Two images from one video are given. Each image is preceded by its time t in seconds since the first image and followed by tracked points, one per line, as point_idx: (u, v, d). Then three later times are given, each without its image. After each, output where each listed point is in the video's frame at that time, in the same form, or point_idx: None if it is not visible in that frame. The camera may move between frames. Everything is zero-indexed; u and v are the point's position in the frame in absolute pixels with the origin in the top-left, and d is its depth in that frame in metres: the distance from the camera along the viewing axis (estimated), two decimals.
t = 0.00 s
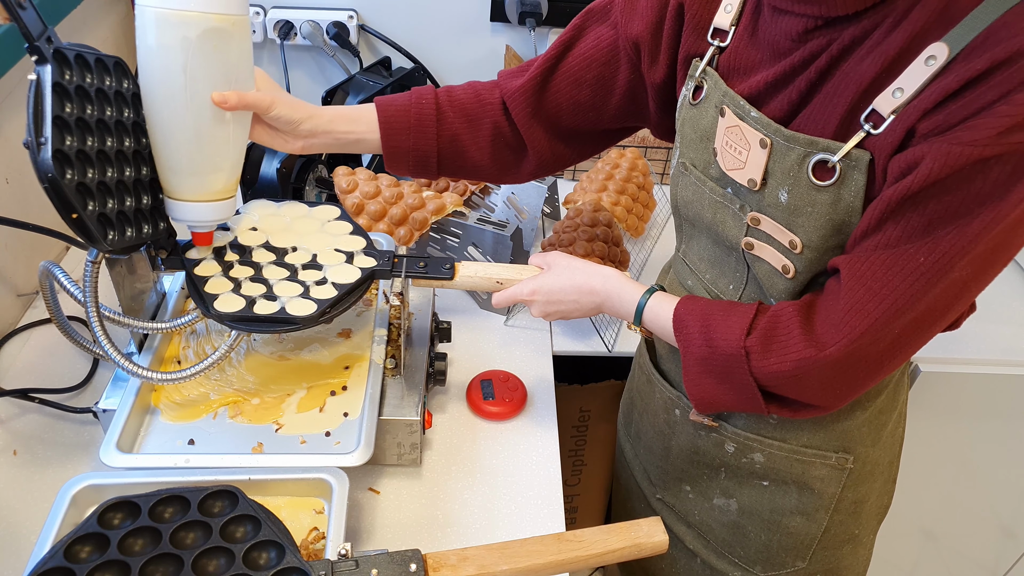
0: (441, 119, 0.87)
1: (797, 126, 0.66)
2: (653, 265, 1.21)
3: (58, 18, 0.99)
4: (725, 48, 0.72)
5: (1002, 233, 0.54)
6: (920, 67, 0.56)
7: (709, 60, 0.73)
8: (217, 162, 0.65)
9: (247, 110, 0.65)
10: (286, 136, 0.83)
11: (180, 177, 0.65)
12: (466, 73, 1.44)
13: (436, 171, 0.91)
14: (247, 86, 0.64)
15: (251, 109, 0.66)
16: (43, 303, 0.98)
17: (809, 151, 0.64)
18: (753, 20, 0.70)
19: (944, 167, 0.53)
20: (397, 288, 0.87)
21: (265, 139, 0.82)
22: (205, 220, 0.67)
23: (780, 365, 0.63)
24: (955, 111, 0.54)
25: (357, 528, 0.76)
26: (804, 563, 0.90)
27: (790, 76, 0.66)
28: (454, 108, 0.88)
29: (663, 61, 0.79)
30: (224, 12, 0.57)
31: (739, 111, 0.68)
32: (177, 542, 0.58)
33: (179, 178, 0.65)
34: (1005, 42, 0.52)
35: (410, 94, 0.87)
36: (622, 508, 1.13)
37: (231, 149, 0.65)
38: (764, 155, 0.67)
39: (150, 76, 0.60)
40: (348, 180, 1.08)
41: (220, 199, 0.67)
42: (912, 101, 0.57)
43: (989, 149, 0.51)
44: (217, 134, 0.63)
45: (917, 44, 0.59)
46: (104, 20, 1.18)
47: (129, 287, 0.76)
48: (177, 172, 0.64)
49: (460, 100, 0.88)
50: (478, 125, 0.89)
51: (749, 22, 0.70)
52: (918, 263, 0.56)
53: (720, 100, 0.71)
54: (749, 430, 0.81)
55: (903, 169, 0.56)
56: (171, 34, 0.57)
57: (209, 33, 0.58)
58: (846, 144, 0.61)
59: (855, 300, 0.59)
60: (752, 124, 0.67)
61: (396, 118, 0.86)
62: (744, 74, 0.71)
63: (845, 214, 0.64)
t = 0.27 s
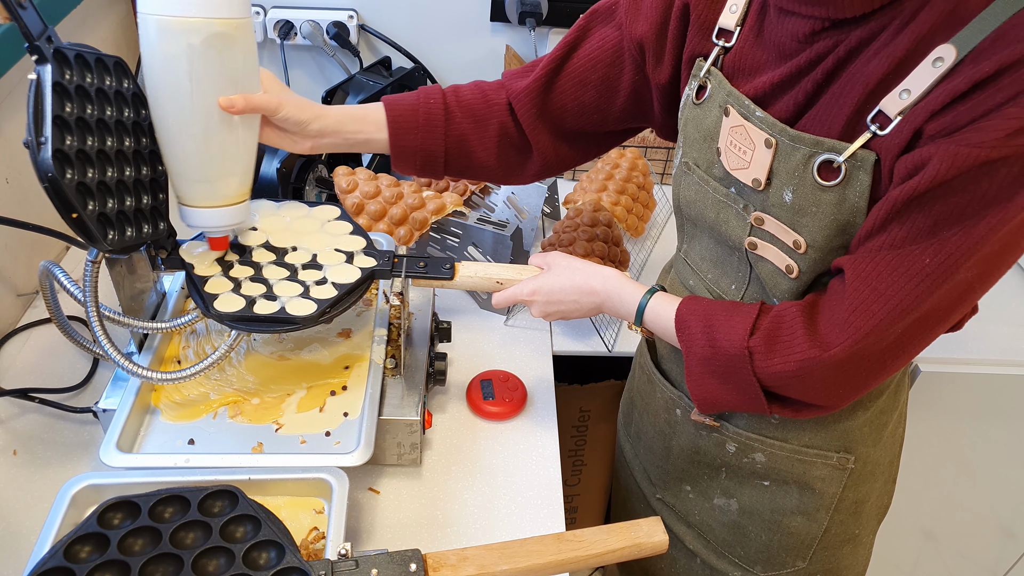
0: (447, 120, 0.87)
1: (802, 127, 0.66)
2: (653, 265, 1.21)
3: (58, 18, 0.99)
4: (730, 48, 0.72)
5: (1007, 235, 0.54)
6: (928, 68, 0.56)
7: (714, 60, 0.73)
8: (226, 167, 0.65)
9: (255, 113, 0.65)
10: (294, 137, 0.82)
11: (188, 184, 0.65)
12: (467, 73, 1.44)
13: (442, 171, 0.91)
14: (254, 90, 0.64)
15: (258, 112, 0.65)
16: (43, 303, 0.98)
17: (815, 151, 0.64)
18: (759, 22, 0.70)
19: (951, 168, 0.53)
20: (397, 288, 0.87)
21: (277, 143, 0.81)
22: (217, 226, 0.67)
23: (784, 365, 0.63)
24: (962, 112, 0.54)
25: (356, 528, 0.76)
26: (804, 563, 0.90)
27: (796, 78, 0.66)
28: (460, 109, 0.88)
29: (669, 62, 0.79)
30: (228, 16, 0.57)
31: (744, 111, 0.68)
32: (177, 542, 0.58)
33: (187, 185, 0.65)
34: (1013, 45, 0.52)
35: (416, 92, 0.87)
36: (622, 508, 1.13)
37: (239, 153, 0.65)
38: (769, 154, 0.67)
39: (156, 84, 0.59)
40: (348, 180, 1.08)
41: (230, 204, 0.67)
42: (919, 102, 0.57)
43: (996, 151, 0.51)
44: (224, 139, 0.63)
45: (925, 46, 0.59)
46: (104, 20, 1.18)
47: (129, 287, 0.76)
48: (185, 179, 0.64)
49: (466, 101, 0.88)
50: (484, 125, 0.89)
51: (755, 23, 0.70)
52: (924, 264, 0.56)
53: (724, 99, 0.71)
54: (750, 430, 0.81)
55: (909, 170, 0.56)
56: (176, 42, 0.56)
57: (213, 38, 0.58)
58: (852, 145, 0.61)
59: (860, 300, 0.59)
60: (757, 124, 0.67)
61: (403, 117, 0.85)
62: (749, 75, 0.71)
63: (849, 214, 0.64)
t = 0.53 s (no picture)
0: (492, 110, 0.87)
1: (808, 127, 0.66)
2: (654, 265, 1.21)
3: (59, 19, 1.00)
4: (739, 48, 0.72)
5: (1010, 240, 0.54)
6: (935, 71, 0.56)
7: (722, 60, 0.73)
8: (308, 165, 0.63)
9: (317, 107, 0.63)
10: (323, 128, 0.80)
11: (273, 191, 0.62)
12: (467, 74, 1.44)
13: (482, 161, 0.91)
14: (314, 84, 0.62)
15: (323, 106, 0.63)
16: (44, 303, 0.98)
17: (819, 153, 0.64)
18: (767, 23, 0.70)
19: (955, 172, 0.53)
20: (397, 289, 0.87)
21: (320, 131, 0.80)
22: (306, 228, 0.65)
23: (785, 367, 0.63)
24: (968, 116, 0.54)
25: (356, 528, 0.76)
26: (805, 564, 0.90)
27: (804, 79, 0.66)
28: (505, 101, 0.88)
29: (676, 61, 0.79)
30: (288, 13, 0.55)
31: (750, 111, 0.68)
32: (177, 542, 0.58)
33: (271, 193, 0.62)
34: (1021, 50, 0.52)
35: (464, 79, 0.87)
36: (622, 508, 1.13)
37: (314, 150, 0.63)
38: (773, 155, 0.67)
39: (223, 95, 0.56)
40: (348, 180, 1.08)
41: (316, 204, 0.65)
42: (925, 105, 0.57)
43: (1000, 156, 0.51)
44: (298, 138, 0.61)
45: (932, 49, 0.59)
46: (105, 21, 1.18)
47: (130, 287, 0.76)
48: (269, 187, 0.62)
49: (510, 94, 0.88)
50: (525, 116, 0.89)
51: (764, 24, 0.70)
52: (926, 268, 0.56)
53: (730, 99, 0.71)
54: (751, 431, 0.81)
55: (913, 173, 0.56)
56: (244, 47, 0.54)
57: (277, 38, 0.55)
58: (856, 148, 0.61)
59: (862, 304, 0.59)
60: (763, 124, 0.67)
61: (454, 102, 0.85)
62: (756, 75, 0.71)
63: (853, 215, 0.64)
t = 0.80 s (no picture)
0: (481, 110, 0.87)
1: (814, 127, 0.66)
2: (654, 265, 1.21)
3: (60, 19, 1.00)
4: (744, 49, 0.72)
5: (1015, 240, 0.54)
6: (942, 72, 0.56)
7: (727, 61, 0.73)
8: (282, 155, 0.62)
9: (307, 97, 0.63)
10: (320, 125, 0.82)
11: (242, 173, 0.62)
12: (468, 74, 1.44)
13: (473, 162, 0.90)
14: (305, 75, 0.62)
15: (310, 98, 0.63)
16: (45, 303, 0.98)
17: (825, 153, 0.64)
18: (773, 23, 0.70)
19: (960, 172, 0.53)
20: (397, 289, 0.87)
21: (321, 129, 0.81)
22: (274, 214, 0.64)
23: (789, 367, 0.63)
24: (975, 116, 0.54)
25: (357, 528, 0.76)
26: (808, 565, 0.90)
27: (810, 79, 0.66)
28: (494, 99, 0.87)
29: (681, 61, 0.79)
30: (287, 2, 0.55)
31: (756, 111, 0.68)
32: (178, 542, 0.58)
33: (242, 173, 0.62)
34: None
35: (454, 80, 0.86)
36: (622, 508, 1.13)
37: (292, 141, 0.63)
38: (778, 155, 0.67)
39: (209, 71, 0.57)
40: (348, 181, 1.08)
41: (284, 192, 0.64)
42: (931, 106, 0.57)
43: (1006, 155, 0.51)
44: (278, 126, 0.61)
45: (940, 50, 0.59)
46: (105, 21, 1.18)
47: (130, 287, 0.76)
48: (238, 169, 0.61)
49: (500, 93, 0.88)
50: (517, 116, 0.88)
51: (770, 24, 0.70)
52: (931, 267, 0.56)
53: (736, 100, 0.71)
54: (755, 432, 0.81)
55: (919, 172, 0.56)
56: (235, 29, 0.54)
57: (273, 25, 0.56)
58: (861, 149, 0.61)
59: (866, 303, 0.59)
60: (768, 124, 0.67)
61: (442, 103, 0.85)
62: (762, 76, 0.71)
63: (858, 215, 0.64)
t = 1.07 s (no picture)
0: (482, 108, 0.87)
1: (817, 128, 0.66)
2: (654, 265, 1.21)
3: (60, 19, 1.00)
4: (747, 49, 0.72)
5: (1017, 242, 0.54)
6: (945, 73, 0.56)
7: (730, 61, 0.73)
8: (288, 164, 0.62)
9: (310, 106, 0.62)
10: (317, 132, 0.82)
11: (250, 185, 0.62)
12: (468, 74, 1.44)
13: (474, 159, 0.91)
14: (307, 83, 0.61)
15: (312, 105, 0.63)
16: (45, 303, 0.98)
17: (827, 153, 0.64)
18: (777, 23, 0.70)
19: (963, 174, 0.53)
20: (399, 288, 0.88)
21: (324, 130, 0.82)
22: (281, 224, 0.65)
23: (790, 368, 0.63)
24: (978, 118, 0.54)
25: (357, 528, 0.76)
26: (806, 566, 0.90)
27: (813, 80, 0.66)
28: (495, 97, 0.87)
29: (683, 60, 0.79)
30: (286, 11, 0.55)
31: (758, 111, 0.68)
32: (178, 542, 0.58)
33: (249, 185, 0.62)
34: None
35: (455, 78, 0.87)
36: (622, 508, 1.13)
37: (298, 149, 0.63)
38: (781, 155, 0.67)
39: (212, 85, 0.56)
40: (349, 181, 1.08)
41: (292, 201, 0.65)
42: (933, 107, 0.57)
43: (1009, 158, 0.51)
44: (285, 136, 0.61)
45: (944, 52, 0.59)
46: (106, 21, 1.18)
47: (130, 287, 0.76)
48: (247, 180, 0.61)
49: (501, 90, 0.88)
50: (519, 113, 0.89)
51: (774, 24, 0.70)
52: (932, 269, 0.56)
53: (738, 100, 0.71)
54: (754, 432, 0.81)
55: (921, 173, 0.56)
56: (236, 40, 0.54)
57: (273, 35, 0.55)
58: (864, 150, 0.61)
59: (867, 305, 0.59)
60: (770, 124, 0.67)
61: (443, 102, 0.85)
62: (765, 76, 0.71)
63: (860, 216, 0.64)
